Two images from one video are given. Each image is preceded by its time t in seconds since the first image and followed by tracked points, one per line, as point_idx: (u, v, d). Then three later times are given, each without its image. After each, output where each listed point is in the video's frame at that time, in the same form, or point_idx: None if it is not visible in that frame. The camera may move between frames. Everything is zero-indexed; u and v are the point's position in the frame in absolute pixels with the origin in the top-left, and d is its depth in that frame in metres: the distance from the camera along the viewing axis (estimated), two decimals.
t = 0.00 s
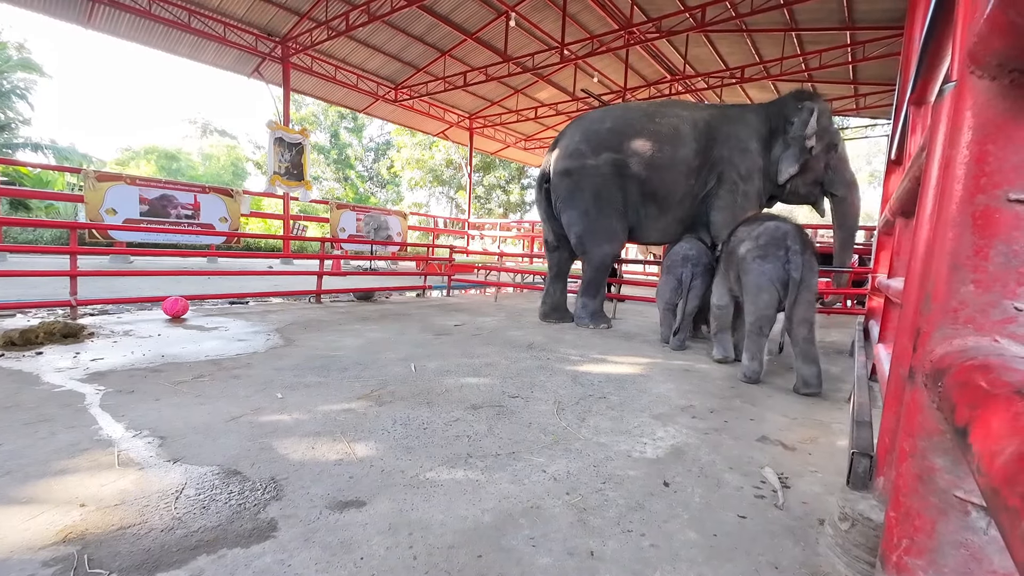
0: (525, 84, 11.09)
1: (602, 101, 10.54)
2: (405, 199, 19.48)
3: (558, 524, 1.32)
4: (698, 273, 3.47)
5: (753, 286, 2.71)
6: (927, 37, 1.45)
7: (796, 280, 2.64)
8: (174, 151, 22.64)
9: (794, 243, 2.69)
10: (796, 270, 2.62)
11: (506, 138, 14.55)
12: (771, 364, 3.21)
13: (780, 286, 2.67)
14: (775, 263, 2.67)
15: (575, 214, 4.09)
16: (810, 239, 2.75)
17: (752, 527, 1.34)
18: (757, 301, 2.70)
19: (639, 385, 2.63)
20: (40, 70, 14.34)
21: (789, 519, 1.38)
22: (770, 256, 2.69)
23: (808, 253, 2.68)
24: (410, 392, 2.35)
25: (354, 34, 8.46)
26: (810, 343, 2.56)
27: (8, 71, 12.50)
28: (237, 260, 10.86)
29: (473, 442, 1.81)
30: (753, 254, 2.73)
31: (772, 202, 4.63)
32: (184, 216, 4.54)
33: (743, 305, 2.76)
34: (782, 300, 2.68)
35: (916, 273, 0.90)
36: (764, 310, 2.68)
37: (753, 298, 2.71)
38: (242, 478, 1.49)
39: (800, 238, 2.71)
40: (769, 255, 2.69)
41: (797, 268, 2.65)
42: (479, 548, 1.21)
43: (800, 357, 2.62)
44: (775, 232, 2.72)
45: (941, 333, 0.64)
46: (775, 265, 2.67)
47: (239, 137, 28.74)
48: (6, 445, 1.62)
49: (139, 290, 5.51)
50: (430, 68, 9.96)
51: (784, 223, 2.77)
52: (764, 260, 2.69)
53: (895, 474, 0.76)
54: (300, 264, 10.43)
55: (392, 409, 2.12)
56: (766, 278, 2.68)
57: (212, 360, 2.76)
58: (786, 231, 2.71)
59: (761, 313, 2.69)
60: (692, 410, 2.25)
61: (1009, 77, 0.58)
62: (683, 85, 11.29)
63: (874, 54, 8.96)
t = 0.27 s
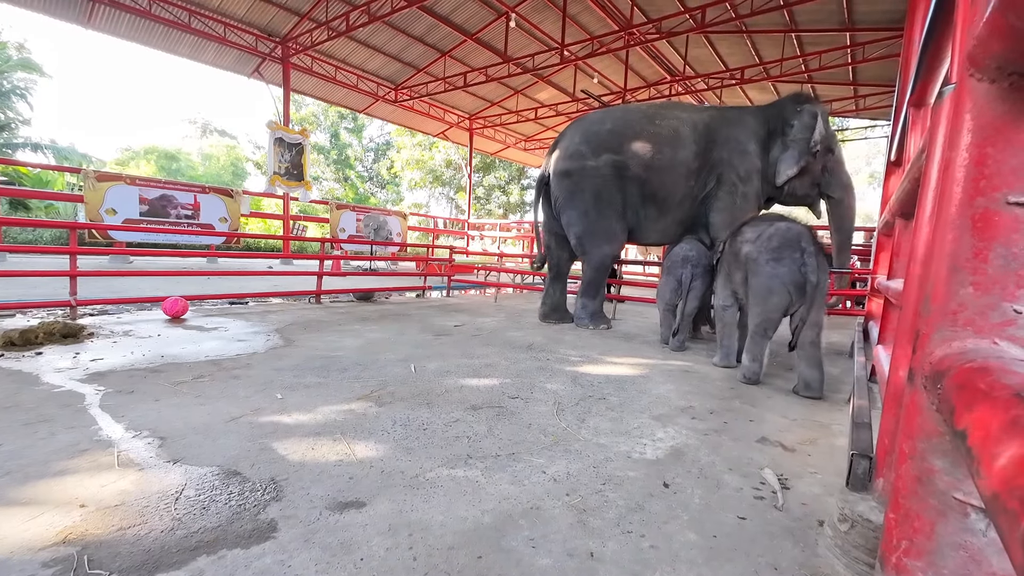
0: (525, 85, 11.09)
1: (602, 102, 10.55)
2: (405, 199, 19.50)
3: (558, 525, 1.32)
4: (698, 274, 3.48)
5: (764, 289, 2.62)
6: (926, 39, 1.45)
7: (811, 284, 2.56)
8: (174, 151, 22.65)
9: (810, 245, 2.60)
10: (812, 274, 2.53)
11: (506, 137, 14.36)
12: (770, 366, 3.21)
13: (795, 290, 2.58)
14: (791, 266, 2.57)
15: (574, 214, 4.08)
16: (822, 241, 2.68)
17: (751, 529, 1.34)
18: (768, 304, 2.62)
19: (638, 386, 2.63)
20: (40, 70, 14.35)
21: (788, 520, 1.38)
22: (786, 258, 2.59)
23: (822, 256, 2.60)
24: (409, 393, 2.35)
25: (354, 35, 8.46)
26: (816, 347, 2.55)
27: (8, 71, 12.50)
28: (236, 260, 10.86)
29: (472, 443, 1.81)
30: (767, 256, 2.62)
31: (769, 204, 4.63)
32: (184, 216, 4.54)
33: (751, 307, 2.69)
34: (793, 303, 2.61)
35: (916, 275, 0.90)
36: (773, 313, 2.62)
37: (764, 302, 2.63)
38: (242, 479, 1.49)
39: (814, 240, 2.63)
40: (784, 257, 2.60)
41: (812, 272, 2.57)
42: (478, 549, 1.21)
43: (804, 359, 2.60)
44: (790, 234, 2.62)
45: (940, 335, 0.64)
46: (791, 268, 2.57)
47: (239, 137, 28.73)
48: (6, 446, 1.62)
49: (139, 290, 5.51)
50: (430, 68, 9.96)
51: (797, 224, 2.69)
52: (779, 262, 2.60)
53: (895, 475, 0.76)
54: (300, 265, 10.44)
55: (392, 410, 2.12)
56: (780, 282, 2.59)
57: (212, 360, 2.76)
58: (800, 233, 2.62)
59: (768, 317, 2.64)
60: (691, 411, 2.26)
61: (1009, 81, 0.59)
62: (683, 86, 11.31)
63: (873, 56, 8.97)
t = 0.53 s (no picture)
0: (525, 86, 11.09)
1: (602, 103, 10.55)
2: (405, 200, 19.50)
3: (557, 526, 1.32)
4: (698, 275, 3.48)
5: (772, 292, 2.59)
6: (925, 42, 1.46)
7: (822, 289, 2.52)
8: (173, 151, 22.65)
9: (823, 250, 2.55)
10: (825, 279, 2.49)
11: (506, 139, 14.47)
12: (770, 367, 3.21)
13: (805, 293, 2.55)
14: (802, 270, 2.54)
15: (574, 215, 4.06)
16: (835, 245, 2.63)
17: (750, 530, 1.34)
18: (775, 308, 2.59)
19: (637, 387, 2.62)
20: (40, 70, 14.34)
21: (788, 521, 1.38)
22: (797, 262, 2.55)
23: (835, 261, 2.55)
24: (408, 393, 2.35)
25: (354, 35, 8.45)
26: (821, 350, 2.53)
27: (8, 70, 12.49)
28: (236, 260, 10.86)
29: (471, 444, 1.81)
30: (778, 259, 2.59)
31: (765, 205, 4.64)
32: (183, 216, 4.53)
33: (755, 308, 2.67)
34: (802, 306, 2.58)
35: (914, 276, 0.90)
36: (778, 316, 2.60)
37: (772, 305, 2.60)
38: (240, 479, 1.49)
39: (828, 244, 2.58)
40: (795, 261, 2.56)
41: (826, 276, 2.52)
42: (477, 551, 1.21)
43: (807, 362, 2.59)
44: (803, 238, 2.58)
45: (938, 337, 0.64)
46: (803, 272, 2.54)
47: (239, 137, 28.69)
48: (5, 446, 1.62)
49: (138, 290, 5.51)
50: (430, 69, 9.96)
51: (809, 228, 2.64)
52: (790, 266, 2.56)
53: (893, 477, 0.76)
54: (299, 265, 10.43)
55: (391, 410, 2.12)
56: (791, 285, 2.55)
57: (211, 361, 2.76)
58: (812, 237, 2.58)
59: (772, 319, 2.63)
60: (691, 412, 2.26)
61: (1006, 84, 0.59)
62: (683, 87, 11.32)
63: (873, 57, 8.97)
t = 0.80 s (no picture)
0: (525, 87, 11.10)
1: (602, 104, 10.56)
2: (405, 200, 19.51)
3: (557, 527, 1.32)
4: (698, 277, 3.49)
5: (776, 294, 2.58)
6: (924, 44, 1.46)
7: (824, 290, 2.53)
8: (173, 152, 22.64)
9: (826, 252, 2.56)
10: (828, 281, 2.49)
11: (506, 141, 14.58)
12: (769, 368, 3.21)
13: (808, 295, 2.54)
14: (806, 271, 2.53)
15: (575, 216, 4.06)
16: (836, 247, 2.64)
17: (750, 531, 1.34)
18: (779, 311, 2.58)
19: (637, 389, 2.62)
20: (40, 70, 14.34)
21: (787, 523, 1.38)
22: (801, 264, 2.55)
23: (838, 263, 2.56)
24: (408, 394, 2.35)
25: (354, 36, 8.46)
26: (822, 351, 2.54)
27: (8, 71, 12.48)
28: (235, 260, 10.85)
29: (471, 445, 1.81)
30: (782, 261, 2.58)
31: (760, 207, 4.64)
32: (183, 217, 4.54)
33: (759, 310, 2.66)
34: (806, 309, 2.58)
35: (913, 278, 0.90)
36: (781, 319, 2.60)
37: (776, 308, 2.59)
38: (240, 481, 1.49)
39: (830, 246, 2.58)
40: (800, 263, 2.55)
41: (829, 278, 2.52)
42: (477, 552, 1.21)
43: (808, 364, 2.59)
44: (806, 239, 2.59)
45: (938, 339, 0.64)
46: (806, 274, 2.53)
47: (239, 137, 28.70)
48: (4, 447, 1.62)
49: (138, 291, 5.50)
50: (430, 70, 9.97)
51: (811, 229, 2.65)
52: (794, 268, 2.55)
53: (893, 479, 0.76)
54: (299, 266, 10.43)
55: (390, 411, 2.12)
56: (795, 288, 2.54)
57: (211, 361, 2.76)
58: (816, 239, 2.58)
59: (776, 321, 2.62)
60: (690, 413, 2.26)
61: (1004, 86, 0.59)
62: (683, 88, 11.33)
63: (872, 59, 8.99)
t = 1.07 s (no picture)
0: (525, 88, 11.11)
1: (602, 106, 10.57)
2: (405, 201, 19.52)
3: (557, 529, 1.32)
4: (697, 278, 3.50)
5: (780, 297, 2.56)
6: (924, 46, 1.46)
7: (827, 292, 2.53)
8: (173, 152, 22.64)
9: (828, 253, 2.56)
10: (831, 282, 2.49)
11: (505, 142, 14.58)
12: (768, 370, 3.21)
13: (812, 297, 2.53)
14: (809, 273, 2.53)
15: (575, 218, 4.05)
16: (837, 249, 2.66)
17: (750, 533, 1.34)
18: (783, 314, 2.56)
19: (637, 390, 2.62)
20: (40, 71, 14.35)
21: (787, 525, 1.38)
22: (804, 265, 2.55)
23: (839, 265, 2.57)
24: (408, 395, 2.35)
25: (355, 37, 8.47)
26: (821, 353, 2.54)
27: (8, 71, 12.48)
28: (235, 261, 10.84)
29: (470, 446, 1.81)
30: (786, 262, 2.58)
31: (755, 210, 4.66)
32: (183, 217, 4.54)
33: (762, 313, 2.64)
34: (810, 311, 2.56)
35: (912, 279, 0.90)
36: (785, 321, 2.58)
37: (780, 312, 2.57)
38: (239, 482, 1.49)
39: (832, 248, 2.59)
40: (803, 265, 2.55)
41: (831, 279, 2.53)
42: (477, 554, 1.21)
43: (807, 366, 2.59)
44: (808, 241, 2.59)
45: (937, 341, 0.64)
46: (810, 275, 2.53)
47: (239, 137, 28.72)
48: (4, 448, 1.62)
49: (137, 292, 5.50)
50: (430, 71, 9.98)
51: (813, 231, 2.66)
52: (798, 270, 2.55)
53: (893, 481, 0.76)
54: (298, 267, 10.43)
55: (390, 412, 2.12)
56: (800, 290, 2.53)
57: (210, 362, 2.76)
58: (818, 240, 2.59)
59: (779, 324, 2.60)
60: (690, 415, 2.26)
61: (1001, 89, 0.59)
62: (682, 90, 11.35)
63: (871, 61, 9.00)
